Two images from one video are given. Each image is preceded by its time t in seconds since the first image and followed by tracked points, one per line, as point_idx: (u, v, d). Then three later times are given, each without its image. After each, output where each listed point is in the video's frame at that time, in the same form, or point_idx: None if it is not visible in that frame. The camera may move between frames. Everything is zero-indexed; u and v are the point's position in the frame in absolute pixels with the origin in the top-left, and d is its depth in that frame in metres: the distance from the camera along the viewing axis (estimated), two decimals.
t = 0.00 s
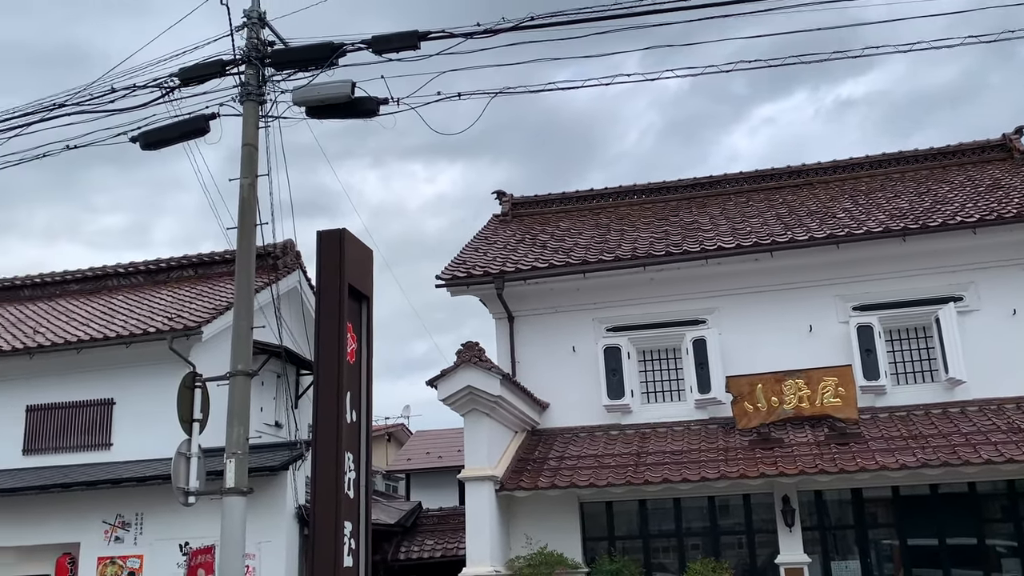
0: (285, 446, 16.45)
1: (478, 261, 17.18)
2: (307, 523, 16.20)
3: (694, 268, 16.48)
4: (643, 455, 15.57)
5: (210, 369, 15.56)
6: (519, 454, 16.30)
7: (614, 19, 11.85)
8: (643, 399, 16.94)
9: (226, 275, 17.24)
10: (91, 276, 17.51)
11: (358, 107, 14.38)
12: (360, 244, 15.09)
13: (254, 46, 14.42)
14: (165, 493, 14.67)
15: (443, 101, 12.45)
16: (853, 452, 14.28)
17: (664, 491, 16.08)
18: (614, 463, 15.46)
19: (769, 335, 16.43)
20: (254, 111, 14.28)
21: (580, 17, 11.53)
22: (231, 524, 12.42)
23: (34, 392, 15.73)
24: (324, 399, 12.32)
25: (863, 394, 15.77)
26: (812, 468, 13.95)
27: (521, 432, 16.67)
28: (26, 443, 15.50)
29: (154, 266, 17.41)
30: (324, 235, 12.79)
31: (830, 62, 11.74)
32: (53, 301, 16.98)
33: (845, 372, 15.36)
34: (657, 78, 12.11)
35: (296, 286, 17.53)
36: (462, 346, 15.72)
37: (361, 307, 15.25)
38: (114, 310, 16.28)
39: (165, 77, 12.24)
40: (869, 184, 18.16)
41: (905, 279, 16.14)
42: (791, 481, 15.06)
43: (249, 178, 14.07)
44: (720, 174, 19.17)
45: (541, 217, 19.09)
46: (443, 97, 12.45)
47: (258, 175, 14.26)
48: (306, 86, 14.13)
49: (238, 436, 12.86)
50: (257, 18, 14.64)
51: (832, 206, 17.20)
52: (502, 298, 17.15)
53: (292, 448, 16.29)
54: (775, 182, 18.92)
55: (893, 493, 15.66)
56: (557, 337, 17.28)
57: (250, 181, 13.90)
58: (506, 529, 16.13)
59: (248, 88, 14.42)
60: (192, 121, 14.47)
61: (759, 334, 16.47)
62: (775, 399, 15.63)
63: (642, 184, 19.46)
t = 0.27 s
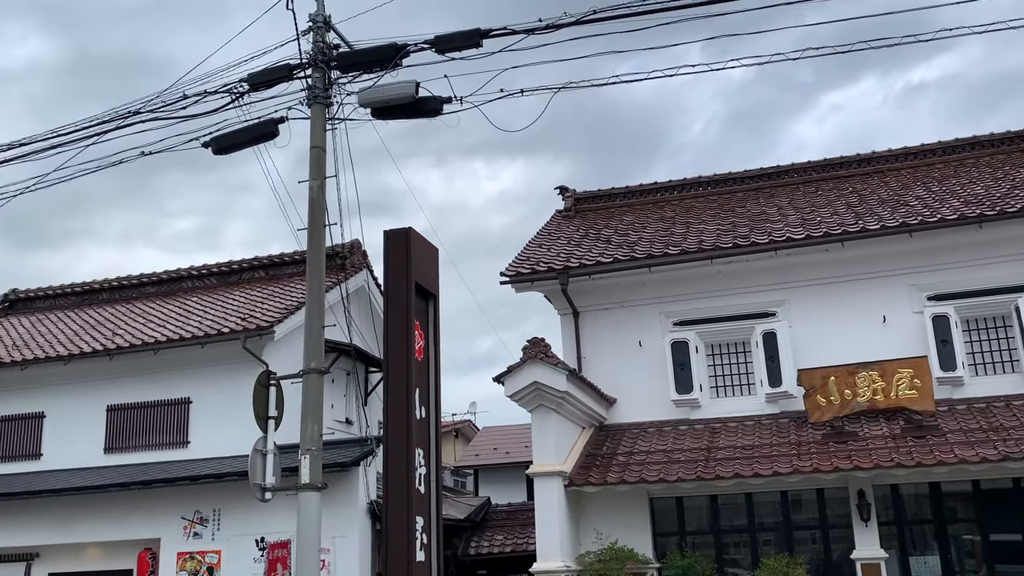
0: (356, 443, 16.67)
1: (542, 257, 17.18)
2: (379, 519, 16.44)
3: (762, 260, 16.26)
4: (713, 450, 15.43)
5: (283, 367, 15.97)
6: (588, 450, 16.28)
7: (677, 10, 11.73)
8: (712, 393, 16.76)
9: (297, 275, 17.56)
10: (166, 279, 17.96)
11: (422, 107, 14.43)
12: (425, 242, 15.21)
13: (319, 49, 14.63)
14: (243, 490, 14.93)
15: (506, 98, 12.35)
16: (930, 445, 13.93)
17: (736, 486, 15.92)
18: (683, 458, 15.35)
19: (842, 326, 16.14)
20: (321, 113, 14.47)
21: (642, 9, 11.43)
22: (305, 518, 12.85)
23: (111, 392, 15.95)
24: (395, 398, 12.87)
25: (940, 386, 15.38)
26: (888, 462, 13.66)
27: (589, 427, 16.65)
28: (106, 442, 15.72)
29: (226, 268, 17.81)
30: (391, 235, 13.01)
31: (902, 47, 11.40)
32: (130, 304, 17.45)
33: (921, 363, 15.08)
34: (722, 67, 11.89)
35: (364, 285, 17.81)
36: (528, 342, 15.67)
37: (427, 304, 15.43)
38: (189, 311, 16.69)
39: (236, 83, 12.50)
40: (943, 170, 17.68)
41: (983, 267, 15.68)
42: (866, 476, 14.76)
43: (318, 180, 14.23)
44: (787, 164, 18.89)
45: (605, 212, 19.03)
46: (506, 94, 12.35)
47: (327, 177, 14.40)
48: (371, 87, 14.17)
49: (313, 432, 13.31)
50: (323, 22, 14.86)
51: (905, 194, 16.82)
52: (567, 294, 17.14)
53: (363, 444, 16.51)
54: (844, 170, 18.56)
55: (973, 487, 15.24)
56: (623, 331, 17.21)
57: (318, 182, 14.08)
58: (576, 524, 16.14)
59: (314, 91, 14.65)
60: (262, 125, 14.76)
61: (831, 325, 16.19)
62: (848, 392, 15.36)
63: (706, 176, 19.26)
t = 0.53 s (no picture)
0: (423, 436, 16.83)
1: (605, 249, 17.11)
2: (447, 512, 16.56)
3: (830, 250, 15.98)
4: (782, 443, 15.22)
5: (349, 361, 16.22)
6: (654, 444, 16.19)
7: None
8: (780, 385, 16.54)
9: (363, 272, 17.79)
10: (236, 277, 18.35)
11: (484, 103, 14.39)
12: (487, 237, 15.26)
13: (383, 48, 14.76)
14: (314, 483, 15.17)
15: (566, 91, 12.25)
16: (1009, 437, 13.53)
17: (806, 479, 15.69)
18: (752, 452, 15.17)
19: (914, 316, 15.79)
20: (385, 111, 14.60)
21: None
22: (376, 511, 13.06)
23: (185, 388, 16.32)
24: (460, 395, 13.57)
25: (1020, 376, 14.93)
26: (964, 455, 13.32)
27: (655, 421, 16.56)
28: (181, 436, 16.07)
29: (294, 265, 18.12)
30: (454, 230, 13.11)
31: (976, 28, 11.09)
32: (202, 302, 17.86)
33: (999, 354, 14.64)
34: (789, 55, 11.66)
35: (427, 281, 17.94)
36: (592, 336, 15.60)
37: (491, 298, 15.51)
38: (259, 308, 17.03)
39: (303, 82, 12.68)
40: (1019, 155, 17.15)
41: None
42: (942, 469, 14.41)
43: (383, 177, 14.23)
44: (855, 151, 18.52)
45: (668, 203, 18.89)
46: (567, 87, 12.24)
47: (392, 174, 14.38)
48: (434, 84, 14.16)
49: (381, 425, 13.46)
50: (386, 20, 15.00)
51: (979, 179, 16.36)
52: (631, 287, 17.05)
53: (429, 437, 16.64)
54: (914, 157, 18.12)
55: None
56: (689, 324, 17.07)
57: (383, 179, 14.09)
58: (643, 518, 16.09)
59: (378, 89, 14.79)
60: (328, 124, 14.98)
61: (903, 316, 15.86)
62: (922, 383, 14.99)
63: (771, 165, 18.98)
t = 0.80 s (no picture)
0: (480, 427, 16.91)
1: (662, 241, 17.01)
2: (505, 503, 16.61)
3: (893, 239, 15.69)
4: (845, 436, 14.99)
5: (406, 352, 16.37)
6: (713, 436, 16.06)
7: None
8: (842, 377, 16.30)
9: (419, 264, 17.93)
10: (295, 270, 18.64)
11: (540, 94, 14.31)
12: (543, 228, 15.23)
13: (438, 41, 14.82)
14: (373, 472, 15.35)
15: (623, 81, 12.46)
16: None
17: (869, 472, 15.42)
18: (813, 444, 14.94)
19: (981, 306, 15.43)
20: (441, 105, 14.67)
21: None
22: (435, 502, 13.14)
23: (247, 379, 16.63)
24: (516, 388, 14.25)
25: None
26: None
27: (713, 413, 16.44)
28: (243, 427, 16.38)
29: (351, 258, 18.33)
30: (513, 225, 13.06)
31: None
32: (263, 295, 18.17)
33: None
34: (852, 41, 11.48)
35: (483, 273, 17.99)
36: (650, 327, 15.48)
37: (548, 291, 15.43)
38: (318, 301, 17.27)
39: (360, 77, 12.80)
40: None
41: None
42: (1011, 463, 14.06)
43: (440, 170, 14.25)
44: (918, 138, 18.14)
45: (725, 193, 18.72)
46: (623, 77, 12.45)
47: (449, 167, 14.41)
48: (489, 76, 14.15)
49: (440, 417, 13.52)
50: (441, 13, 15.06)
51: None
52: (688, 278, 16.93)
53: (486, 429, 16.72)
54: (980, 143, 17.69)
55: None
56: (748, 315, 16.88)
57: (440, 172, 14.12)
58: (702, 511, 15.99)
59: (435, 83, 14.86)
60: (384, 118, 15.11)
61: (969, 306, 15.51)
62: (990, 375, 14.58)
63: (831, 153, 18.67)
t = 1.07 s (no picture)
0: (523, 415, 16.96)
1: (707, 228, 16.91)
2: (548, 490, 16.66)
3: (944, 225, 15.43)
4: (893, 425, 14.80)
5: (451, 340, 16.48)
6: (759, 425, 15.95)
7: None
8: (891, 366, 16.09)
9: (463, 253, 17.99)
10: (340, 259, 18.80)
11: (584, 81, 14.27)
12: (588, 216, 15.21)
13: (483, 29, 14.84)
14: (418, 458, 15.49)
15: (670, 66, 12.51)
16: None
17: (918, 462, 15.20)
18: (862, 434, 14.77)
19: None
20: (486, 92, 14.69)
21: None
22: (481, 488, 13.19)
23: (294, 366, 16.84)
24: (561, 374, 14.45)
25: None
26: None
27: (759, 402, 16.32)
28: (290, 413, 16.60)
29: (395, 247, 18.45)
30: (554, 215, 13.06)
31: None
32: (308, 284, 18.37)
33: None
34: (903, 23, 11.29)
35: (526, 262, 18.00)
36: (695, 315, 15.40)
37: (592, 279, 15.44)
38: (363, 290, 17.42)
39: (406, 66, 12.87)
40: None
41: None
42: None
43: (484, 158, 14.28)
44: (970, 122, 17.80)
45: (772, 179, 18.55)
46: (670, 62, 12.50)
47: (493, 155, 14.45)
48: (533, 63, 14.12)
49: (485, 403, 13.56)
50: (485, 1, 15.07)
51: None
52: (734, 266, 16.81)
53: (530, 417, 16.77)
54: None
55: None
56: (795, 303, 16.73)
57: (484, 160, 14.15)
58: (748, 500, 15.92)
59: (479, 70, 14.88)
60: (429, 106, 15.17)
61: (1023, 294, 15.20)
62: None
63: (880, 138, 18.39)
